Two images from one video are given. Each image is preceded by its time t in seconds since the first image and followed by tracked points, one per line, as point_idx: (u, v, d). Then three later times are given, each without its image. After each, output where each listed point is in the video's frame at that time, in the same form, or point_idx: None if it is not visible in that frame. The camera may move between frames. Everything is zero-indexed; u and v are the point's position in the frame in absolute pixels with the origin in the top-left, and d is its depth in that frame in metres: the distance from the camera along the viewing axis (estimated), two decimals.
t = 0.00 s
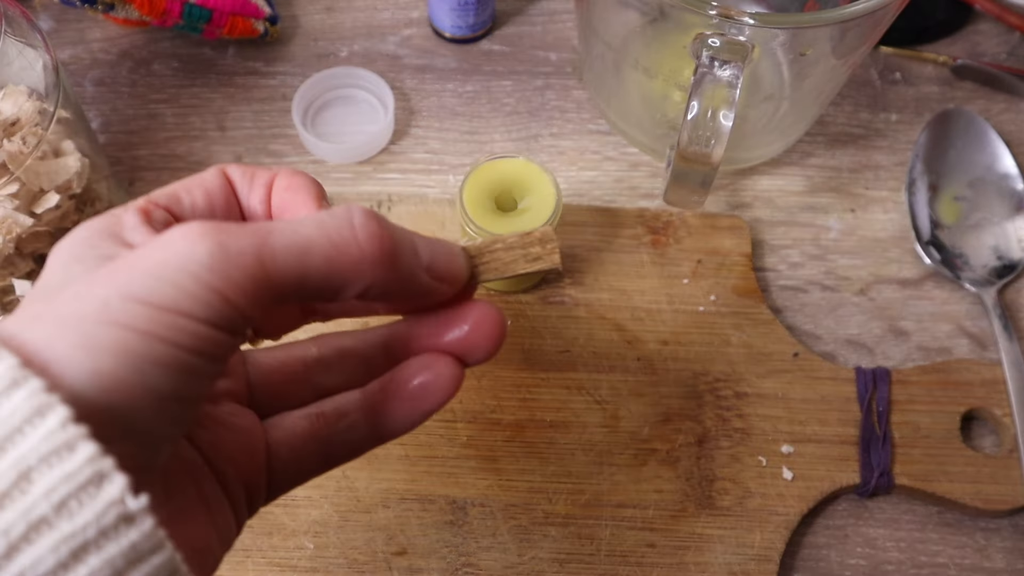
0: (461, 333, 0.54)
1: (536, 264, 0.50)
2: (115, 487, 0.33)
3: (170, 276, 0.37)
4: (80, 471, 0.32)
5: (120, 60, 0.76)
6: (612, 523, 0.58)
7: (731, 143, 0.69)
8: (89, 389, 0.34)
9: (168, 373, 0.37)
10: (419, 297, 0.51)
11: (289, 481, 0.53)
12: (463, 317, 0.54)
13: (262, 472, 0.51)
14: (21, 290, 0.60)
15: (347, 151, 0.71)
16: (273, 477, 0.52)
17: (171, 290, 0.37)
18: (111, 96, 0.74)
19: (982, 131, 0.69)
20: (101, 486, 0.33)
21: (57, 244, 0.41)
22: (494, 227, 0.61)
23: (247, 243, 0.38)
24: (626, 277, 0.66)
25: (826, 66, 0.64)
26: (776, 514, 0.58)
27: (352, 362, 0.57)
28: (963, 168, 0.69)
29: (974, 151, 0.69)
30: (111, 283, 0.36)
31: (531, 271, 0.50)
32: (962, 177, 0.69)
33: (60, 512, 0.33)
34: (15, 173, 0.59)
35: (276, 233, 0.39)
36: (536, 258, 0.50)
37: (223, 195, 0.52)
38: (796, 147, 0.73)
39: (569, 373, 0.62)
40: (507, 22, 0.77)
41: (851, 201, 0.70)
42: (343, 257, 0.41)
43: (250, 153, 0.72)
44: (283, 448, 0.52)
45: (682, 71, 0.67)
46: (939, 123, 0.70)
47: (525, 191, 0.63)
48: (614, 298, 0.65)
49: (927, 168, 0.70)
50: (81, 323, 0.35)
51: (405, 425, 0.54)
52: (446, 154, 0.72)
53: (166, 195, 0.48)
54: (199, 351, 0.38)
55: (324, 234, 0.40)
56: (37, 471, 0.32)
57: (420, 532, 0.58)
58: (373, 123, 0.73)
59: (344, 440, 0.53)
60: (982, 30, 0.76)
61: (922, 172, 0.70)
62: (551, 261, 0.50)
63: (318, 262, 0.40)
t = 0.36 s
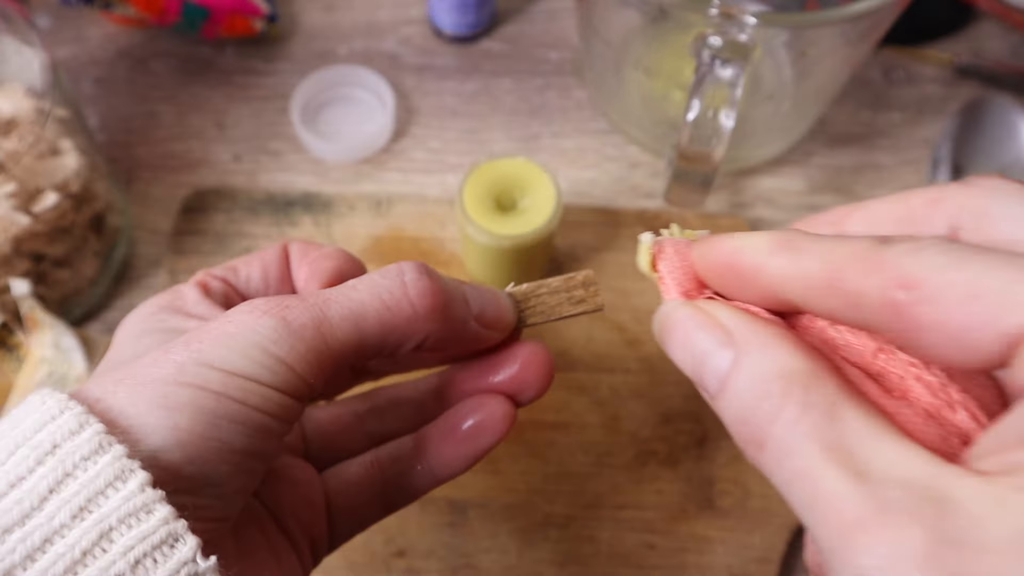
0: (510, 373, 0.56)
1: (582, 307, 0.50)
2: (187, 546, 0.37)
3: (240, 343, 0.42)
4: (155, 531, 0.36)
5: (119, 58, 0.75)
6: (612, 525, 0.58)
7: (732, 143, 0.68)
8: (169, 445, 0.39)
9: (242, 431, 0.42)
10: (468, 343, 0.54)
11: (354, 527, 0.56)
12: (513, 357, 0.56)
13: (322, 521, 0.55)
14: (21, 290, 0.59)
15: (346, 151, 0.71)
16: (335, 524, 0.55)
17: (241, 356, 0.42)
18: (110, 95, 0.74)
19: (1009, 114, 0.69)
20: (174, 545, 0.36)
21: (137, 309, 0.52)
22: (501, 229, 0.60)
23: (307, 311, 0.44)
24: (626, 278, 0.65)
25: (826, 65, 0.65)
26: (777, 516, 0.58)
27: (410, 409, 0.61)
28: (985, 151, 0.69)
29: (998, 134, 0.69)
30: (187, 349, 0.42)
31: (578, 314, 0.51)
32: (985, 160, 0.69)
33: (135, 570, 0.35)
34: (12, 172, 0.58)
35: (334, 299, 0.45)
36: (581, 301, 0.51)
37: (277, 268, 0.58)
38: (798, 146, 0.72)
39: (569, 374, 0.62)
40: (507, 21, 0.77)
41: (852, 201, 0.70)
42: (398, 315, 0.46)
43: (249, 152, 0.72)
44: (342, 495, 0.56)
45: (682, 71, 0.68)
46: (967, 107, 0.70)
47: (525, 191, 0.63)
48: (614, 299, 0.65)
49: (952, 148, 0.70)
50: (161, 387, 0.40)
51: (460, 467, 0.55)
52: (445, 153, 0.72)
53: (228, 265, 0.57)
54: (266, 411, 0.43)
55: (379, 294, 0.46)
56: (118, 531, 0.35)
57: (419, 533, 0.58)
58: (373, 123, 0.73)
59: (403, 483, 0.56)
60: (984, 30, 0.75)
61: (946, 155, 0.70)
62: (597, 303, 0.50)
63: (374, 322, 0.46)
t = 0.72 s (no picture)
0: (541, 381, 0.57)
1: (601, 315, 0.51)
2: (199, 554, 0.37)
3: (265, 352, 0.44)
4: (166, 537, 0.36)
5: (119, 58, 0.75)
6: (613, 524, 0.58)
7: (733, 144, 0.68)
8: (192, 451, 0.40)
9: (264, 440, 0.43)
10: (500, 352, 0.55)
11: (379, 535, 0.56)
12: (544, 367, 0.57)
13: (346, 529, 0.55)
14: (21, 289, 0.60)
15: (346, 151, 0.71)
16: (361, 532, 0.56)
17: (266, 365, 0.44)
18: (110, 94, 0.74)
19: (1010, 114, 0.69)
20: (185, 552, 0.37)
21: (166, 313, 0.55)
22: (501, 229, 0.60)
23: (333, 321, 0.46)
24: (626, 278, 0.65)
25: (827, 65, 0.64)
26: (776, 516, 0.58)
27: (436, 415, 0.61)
28: (986, 151, 0.69)
29: (999, 134, 0.69)
30: (213, 358, 0.43)
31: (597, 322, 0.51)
32: (985, 160, 0.69)
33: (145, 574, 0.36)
34: (12, 171, 0.58)
35: (362, 309, 0.47)
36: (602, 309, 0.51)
37: (306, 276, 0.58)
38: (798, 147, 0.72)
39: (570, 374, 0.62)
40: (508, 21, 0.77)
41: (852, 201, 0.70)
42: (428, 323, 0.49)
43: (249, 152, 0.72)
44: (369, 501, 0.56)
45: (682, 71, 0.68)
46: (967, 108, 0.70)
47: (525, 191, 0.63)
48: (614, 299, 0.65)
49: (952, 149, 0.70)
50: (186, 394, 0.41)
51: (487, 475, 0.56)
52: (446, 154, 0.72)
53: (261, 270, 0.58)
54: (288, 420, 0.44)
55: (408, 304, 0.48)
56: (130, 537, 0.36)
57: (420, 532, 0.58)
58: (373, 122, 0.73)
59: (431, 491, 0.56)
60: (984, 30, 0.75)
61: (948, 155, 0.70)
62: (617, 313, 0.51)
63: (401, 331, 0.48)
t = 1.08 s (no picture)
0: (523, 368, 0.56)
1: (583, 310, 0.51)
2: (183, 526, 0.37)
3: (249, 337, 0.44)
4: (152, 511, 0.37)
5: (119, 58, 0.75)
6: (612, 524, 0.58)
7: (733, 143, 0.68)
8: (176, 430, 0.41)
9: (249, 421, 0.44)
10: (483, 341, 0.55)
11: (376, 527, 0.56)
12: (525, 354, 0.56)
13: (344, 520, 0.55)
14: (21, 289, 0.60)
15: (347, 151, 0.71)
16: (358, 523, 0.56)
17: (251, 349, 0.44)
18: (110, 94, 0.74)
19: (1010, 114, 0.69)
20: (171, 524, 0.37)
21: (166, 312, 0.55)
22: (501, 229, 0.60)
23: (316, 306, 0.46)
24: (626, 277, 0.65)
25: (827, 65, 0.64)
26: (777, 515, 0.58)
27: (430, 408, 0.61)
28: (986, 150, 0.70)
29: (998, 133, 0.69)
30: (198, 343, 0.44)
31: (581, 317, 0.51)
32: (986, 159, 0.70)
33: (131, 547, 0.36)
34: (12, 170, 0.58)
35: (343, 294, 0.47)
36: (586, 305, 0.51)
37: (299, 278, 0.57)
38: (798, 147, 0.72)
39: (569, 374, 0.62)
40: (508, 21, 0.77)
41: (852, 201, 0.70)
42: (408, 307, 0.48)
43: (249, 152, 0.72)
44: (365, 493, 0.56)
45: (682, 71, 0.68)
46: (967, 108, 0.70)
47: (525, 191, 0.63)
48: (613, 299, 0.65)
49: (952, 150, 0.70)
50: (171, 376, 0.42)
51: (475, 462, 0.55)
52: (446, 154, 0.72)
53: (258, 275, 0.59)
54: (272, 402, 0.45)
55: (389, 288, 0.48)
56: (116, 511, 0.36)
57: (419, 532, 0.58)
58: (374, 123, 0.73)
59: (421, 480, 0.56)
60: (984, 30, 0.75)
61: (947, 155, 0.70)
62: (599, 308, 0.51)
63: (383, 316, 0.48)
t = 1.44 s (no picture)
0: (543, 379, 0.55)
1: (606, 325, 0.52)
2: (211, 523, 0.38)
3: (274, 342, 0.45)
4: (181, 507, 0.37)
5: (119, 59, 0.75)
6: (612, 525, 0.58)
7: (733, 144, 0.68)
8: (201, 427, 0.42)
9: (272, 422, 0.45)
10: (503, 353, 0.55)
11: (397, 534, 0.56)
12: (543, 365, 0.56)
13: (367, 529, 0.56)
14: (20, 290, 0.60)
15: (347, 151, 0.71)
16: (380, 534, 0.56)
17: (275, 353, 0.45)
18: (110, 95, 0.74)
19: (1011, 115, 0.69)
20: (199, 521, 0.38)
21: (195, 324, 0.56)
22: (500, 230, 0.61)
23: (340, 314, 0.47)
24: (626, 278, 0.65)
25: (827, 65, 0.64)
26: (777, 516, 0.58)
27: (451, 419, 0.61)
28: (986, 150, 0.69)
29: (998, 133, 0.69)
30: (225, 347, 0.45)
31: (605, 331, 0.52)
32: (985, 160, 0.69)
33: (162, 543, 0.37)
34: (12, 172, 0.58)
35: (366, 302, 0.47)
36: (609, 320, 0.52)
37: (323, 295, 0.57)
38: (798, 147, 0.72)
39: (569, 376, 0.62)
40: (508, 22, 0.77)
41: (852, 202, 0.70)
42: (428, 317, 0.48)
43: (249, 153, 0.72)
44: (386, 500, 0.57)
45: (682, 72, 0.68)
46: (968, 108, 0.70)
47: (525, 192, 0.63)
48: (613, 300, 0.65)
49: (952, 150, 0.69)
50: (198, 376, 0.43)
51: (496, 470, 0.55)
52: (446, 154, 0.72)
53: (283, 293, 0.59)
54: (297, 405, 0.46)
55: (409, 298, 0.48)
56: (146, 508, 0.37)
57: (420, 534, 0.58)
58: (374, 123, 0.73)
59: (442, 487, 0.56)
60: (983, 31, 0.75)
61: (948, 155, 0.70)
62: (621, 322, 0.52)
63: (403, 325, 0.48)
